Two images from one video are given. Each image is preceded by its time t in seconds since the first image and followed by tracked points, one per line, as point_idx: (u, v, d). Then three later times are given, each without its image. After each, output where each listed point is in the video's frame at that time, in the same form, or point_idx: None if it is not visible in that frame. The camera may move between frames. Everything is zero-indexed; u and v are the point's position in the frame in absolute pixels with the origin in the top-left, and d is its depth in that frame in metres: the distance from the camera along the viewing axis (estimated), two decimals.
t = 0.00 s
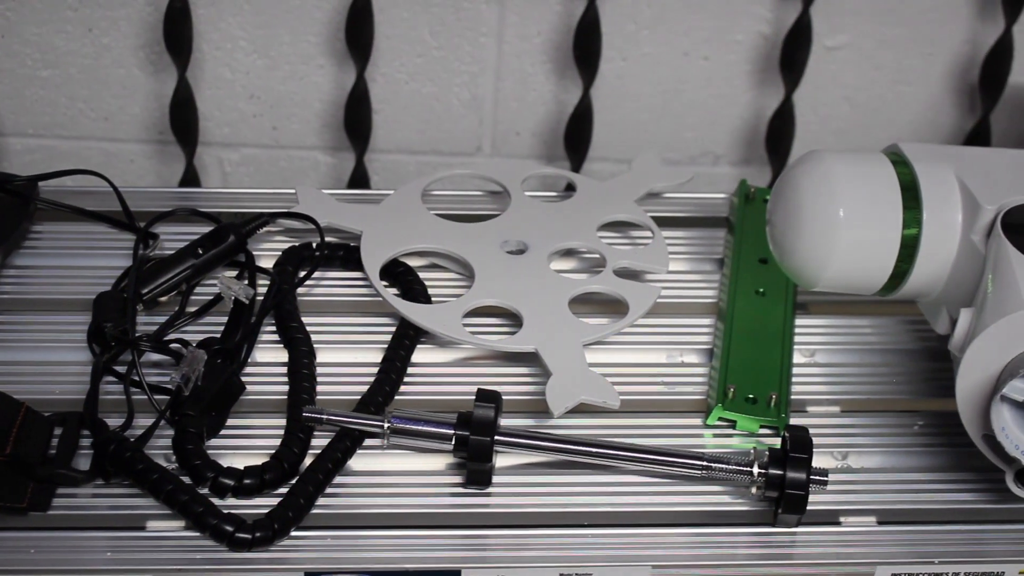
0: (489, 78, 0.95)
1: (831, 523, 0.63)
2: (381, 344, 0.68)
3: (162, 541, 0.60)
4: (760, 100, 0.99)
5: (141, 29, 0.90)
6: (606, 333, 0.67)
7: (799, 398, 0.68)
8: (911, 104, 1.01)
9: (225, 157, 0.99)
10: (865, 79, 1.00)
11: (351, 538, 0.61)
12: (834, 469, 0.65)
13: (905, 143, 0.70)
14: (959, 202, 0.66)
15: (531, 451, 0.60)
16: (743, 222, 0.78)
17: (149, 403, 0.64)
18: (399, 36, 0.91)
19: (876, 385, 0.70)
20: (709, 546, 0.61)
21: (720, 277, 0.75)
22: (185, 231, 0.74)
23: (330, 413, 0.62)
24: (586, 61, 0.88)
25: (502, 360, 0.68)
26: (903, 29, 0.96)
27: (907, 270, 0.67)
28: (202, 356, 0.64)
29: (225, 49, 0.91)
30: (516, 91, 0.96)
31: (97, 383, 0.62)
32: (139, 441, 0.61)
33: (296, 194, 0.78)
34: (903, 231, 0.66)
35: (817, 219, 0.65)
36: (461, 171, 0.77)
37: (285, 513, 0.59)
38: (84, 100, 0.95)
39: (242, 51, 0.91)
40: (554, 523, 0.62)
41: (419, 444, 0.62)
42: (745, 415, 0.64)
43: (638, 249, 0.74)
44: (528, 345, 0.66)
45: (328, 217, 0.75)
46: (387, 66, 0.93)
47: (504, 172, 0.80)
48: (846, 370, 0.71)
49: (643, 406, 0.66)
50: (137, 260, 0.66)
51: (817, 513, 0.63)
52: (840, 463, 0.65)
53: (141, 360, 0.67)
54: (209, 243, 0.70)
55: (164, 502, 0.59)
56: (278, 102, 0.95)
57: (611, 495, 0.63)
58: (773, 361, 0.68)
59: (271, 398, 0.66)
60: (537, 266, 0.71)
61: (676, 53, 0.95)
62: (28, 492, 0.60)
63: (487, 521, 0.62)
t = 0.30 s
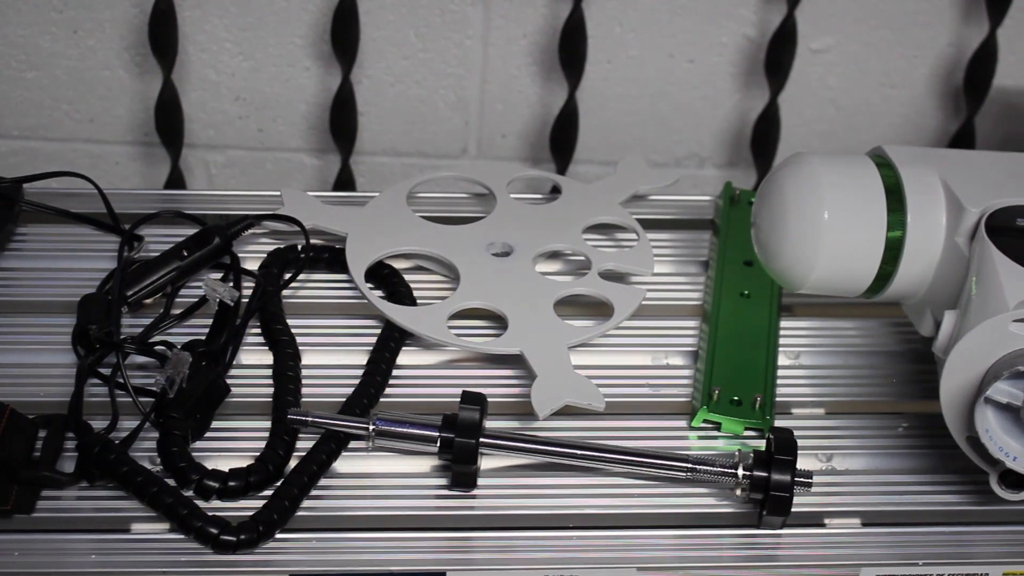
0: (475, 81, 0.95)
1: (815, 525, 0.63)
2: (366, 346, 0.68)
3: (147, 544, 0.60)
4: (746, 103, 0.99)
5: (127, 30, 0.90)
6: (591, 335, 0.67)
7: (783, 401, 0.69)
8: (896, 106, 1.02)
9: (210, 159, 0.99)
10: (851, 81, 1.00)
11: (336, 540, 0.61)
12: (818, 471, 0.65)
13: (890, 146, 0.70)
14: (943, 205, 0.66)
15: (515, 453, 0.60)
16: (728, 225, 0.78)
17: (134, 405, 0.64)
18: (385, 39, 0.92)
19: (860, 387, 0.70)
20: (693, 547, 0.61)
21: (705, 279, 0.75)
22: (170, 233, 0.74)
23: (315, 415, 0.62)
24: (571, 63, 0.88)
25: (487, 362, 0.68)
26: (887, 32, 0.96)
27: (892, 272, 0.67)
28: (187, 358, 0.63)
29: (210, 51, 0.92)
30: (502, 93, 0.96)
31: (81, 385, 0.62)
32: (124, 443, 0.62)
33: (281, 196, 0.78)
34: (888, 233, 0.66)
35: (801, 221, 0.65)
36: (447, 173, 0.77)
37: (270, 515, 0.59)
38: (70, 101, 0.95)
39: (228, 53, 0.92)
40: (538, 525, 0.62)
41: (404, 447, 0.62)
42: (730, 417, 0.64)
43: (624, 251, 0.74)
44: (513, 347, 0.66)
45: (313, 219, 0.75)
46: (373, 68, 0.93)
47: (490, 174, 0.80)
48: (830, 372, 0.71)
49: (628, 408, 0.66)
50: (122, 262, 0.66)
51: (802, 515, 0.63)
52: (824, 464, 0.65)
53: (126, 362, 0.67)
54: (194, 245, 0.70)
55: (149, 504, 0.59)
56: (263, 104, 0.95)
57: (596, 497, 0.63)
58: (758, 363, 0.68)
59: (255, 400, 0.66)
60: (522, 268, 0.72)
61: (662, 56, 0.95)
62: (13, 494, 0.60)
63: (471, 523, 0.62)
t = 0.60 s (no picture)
0: (460, 83, 0.95)
1: (800, 528, 0.63)
2: (352, 349, 0.68)
3: (131, 546, 0.59)
4: (730, 105, 0.99)
5: (112, 32, 0.91)
6: (576, 337, 0.67)
7: (768, 403, 0.69)
8: (881, 109, 1.02)
9: (195, 161, 0.99)
10: (835, 84, 1.00)
11: (321, 543, 0.61)
12: (803, 473, 0.65)
13: (874, 148, 0.71)
14: (928, 208, 0.66)
15: (500, 455, 0.60)
16: (712, 227, 0.78)
17: (119, 408, 0.64)
18: (371, 41, 0.92)
19: (845, 389, 0.70)
20: (679, 550, 0.61)
21: (690, 282, 0.75)
22: (155, 236, 0.74)
23: (300, 417, 0.62)
24: (557, 65, 0.89)
25: (473, 365, 0.68)
26: (871, 35, 0.97)
27: (876, 274, 0.67)
28: (173, 361, 0.63)
29: (196, 53, 0.92)
30: (488, 96, 0.96)
31: (65, 388, 0.62)
32: (109, 445, 0.61)
33: (267, 198, 0.78)
34: (872, 235, 0.66)
35: (787, 224, 0.65)
36: (432, 176, 0.77)
37: (255, 518, 0.59)
38: (55, 103, 0.95)
39: (213, 55, 0.92)
40: (524, 527, 0.62)
41: (389, 449, 0.62)
42: (714, 419, 0.65)
43: (609, 254, 0.75)
44: (498, 350, 0.66)
45: (299, 221, 0.75)
46: (359, 70, 0.94)
47: (475, 177, 0.80)
48: (815, 374, 0.71)
49: (613, 411, 0.66)
50: (106, 265, 0.65)
51: (787, 517, 0.63)
52: (810, 467, 0.65)
53: (110, 365, 0.67)
54: (179, 248, 0.70)
55: (134, 507, 0.59)
56: (248, 106, 0.96)
57: (581, 499, 0.63)
58: (743, 366, 0.68)
59: (240, 403, 0.66)
60: (507, 270, 0.72)
61: (647, 58, 0.96)
62: None
63: (457, 526, 0.62)
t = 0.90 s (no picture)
0: (447, 85, 0.96)
1: (787, 530, 0.63)
2: (339, 350, 0.68)
3: (117, 549, 0.59)
4: (717, 107, 1.00)
5: (98, 34, 0.91)
6: (563, 339, 0.68)
7: (755, 404, 0.69)
8: (867, 111, 1.03)
9: (181, 163, 0.99)
10: (821, 85, 1.01)
11: (308, 545, 0.60)
12: (790, 475, 0.65)
13: (860, 150, 0.71)
14: (913, 210, 0.66)
15: (487, 457, 0.60)
16: (698, 229, 0.79)
17: (105, 410, 0.64)
18: (357, 42, 0.92)
19: (831, 391, 0.70)
20: (666, 552, 0.61)
21: (677, 283, 0.76)
22: (141, 237, 0.74)
23: (287, 419, 0.61)
24: (544, 67, 0.89)
25: (459, 366, 0.68)
26: (856, 37, 0.98)
27: (862, 276, 0.67)
28: (159, 363, 0.63)
29: (182, 55, 0.92)
30: (474, 98, 0.97)
31: (51, 391, 0.61)
32: (95, 448, 0.61)
33: (253, 200, 0.78)
34: (858, 237, 0.66)
35: (773, 227, 0.65)
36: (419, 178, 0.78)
37: (241, 520, 0.59)
38: (41, 105, 0.95)
39: (200, 57, 0.92)
40: (511, 529, 0.62)
41: (376, 450, 0.62)
42: (701, 421, 0.65)
43: (595, 256, 0.75)
44: (485, 352, 0.66)
45: (285, 223, 0.75)
46: (346, 72, 0.94)
47: (462, 178, 0.80)
48: (801, 376, 0.71)
49: (599, 412, 0.66)
50: (92, 267, 0.65)
51: (774, 519, 0.63)
52: (796, 469, 0.66)
53: (96, 367, 0.67)
54: (164, 249, 0.70)
55: (120, 509, 0.59)
56: (234, 108, 0.96)
57: (568, 501, 0.63)
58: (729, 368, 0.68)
59: (225, 405, 0.66)
60: (493, 272, 0.72)
61: (633, 60, 0.96)
62: None
63: (443, 528, 0.62)
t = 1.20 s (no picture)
0: (436, 86, 0.96)
1: (776, 531, 0.63)
2: (328, 353, 0.68)
3: (106, 551, 0.59)
4: (705, 108, 1.00)
5: (86, 36, 0.91)
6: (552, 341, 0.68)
7: (744, 406, 0.69)
8: (857, 113, 1.03)
9: (170, 165, 0.99)
10: (810, 88, 1.01)
11: (297, 547, 0.60)
12: (779, 477, 0.65)
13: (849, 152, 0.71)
14: (902, 212, 0.66)
15: (476, 459, 0.60)
16: (687, 231, 0.79)
17: (93, 412, 0.64)
18: (346, 44, 0.93)
19: (820, 393, 0.70)
20: (655, 554, 0.61)
21: (666, 285, 0.76)
22: (130, 239, 0.74)
23: (276, 421, 0.61)
24: (533, 69, 0.89)
25: (449, 368, 0.68)
26: (844, 39, 0.98)
27: (851, 278, 0.68)
28: (147, 365, 0.63)
29: (171, 57, 0.92)
30: (463, 99, 0.97)
31: (39, 393, 0.61)
32: (83, 450, 0.61)
33: (242, 202, 0.78)
34: (847, 239, 0.66)
35: (762, 228, 0.66)
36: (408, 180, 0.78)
37: (230, 522, 0.59)
38: (29, 107, 0.95)
39: (189, 59, 0.92)
40: (500, 531, 0.62)
41: (365, 453, 0.61)
42: (690, 423, 0.64)
43: (584, 258, 0.75)
44: (474, 354, 0.66)
45: (274, 225, 0.75)
46: (335, 74, 0.95)
47: (451, 180, 0.80)
48: (789, 378, 0.71)
49: (589, 414, 0.66)
50: (80, 269, 0.65)
51: (763, 521, 0.63)
52: (785, 471, 0.66)
53: (84, 369, 0.67)
54: (154, 252, 0.69)
55: (108, 511, 0.59)
56: (223, 110, 0.96)
57: (558, 503, 0.63)
58: (719, 369, 0.68)
59: (214, 407, 0.66)
60: (482, 274, 0.72)
61: (622, 62, 0.97)
62: None
63: (432, 530, 0.62)
